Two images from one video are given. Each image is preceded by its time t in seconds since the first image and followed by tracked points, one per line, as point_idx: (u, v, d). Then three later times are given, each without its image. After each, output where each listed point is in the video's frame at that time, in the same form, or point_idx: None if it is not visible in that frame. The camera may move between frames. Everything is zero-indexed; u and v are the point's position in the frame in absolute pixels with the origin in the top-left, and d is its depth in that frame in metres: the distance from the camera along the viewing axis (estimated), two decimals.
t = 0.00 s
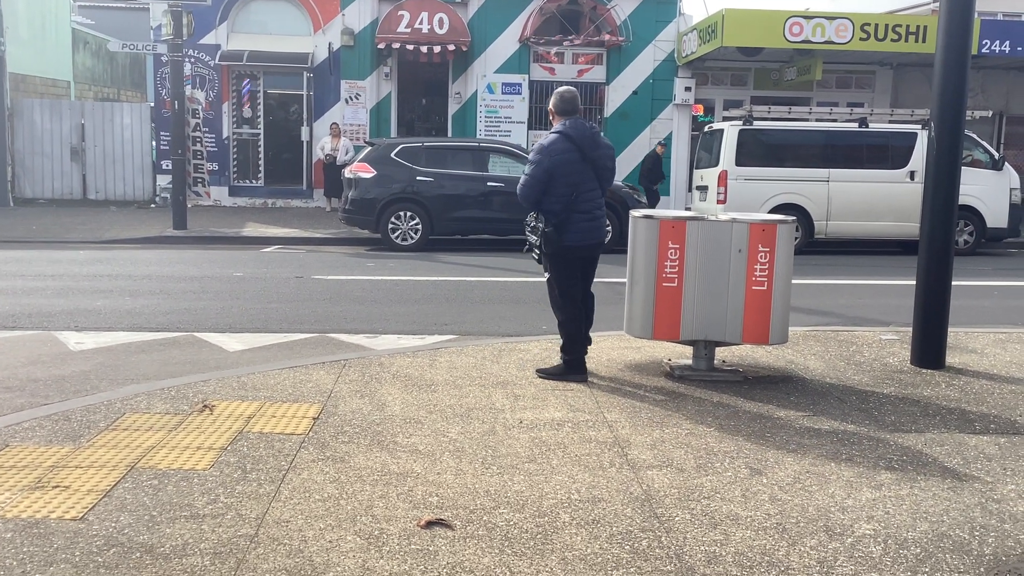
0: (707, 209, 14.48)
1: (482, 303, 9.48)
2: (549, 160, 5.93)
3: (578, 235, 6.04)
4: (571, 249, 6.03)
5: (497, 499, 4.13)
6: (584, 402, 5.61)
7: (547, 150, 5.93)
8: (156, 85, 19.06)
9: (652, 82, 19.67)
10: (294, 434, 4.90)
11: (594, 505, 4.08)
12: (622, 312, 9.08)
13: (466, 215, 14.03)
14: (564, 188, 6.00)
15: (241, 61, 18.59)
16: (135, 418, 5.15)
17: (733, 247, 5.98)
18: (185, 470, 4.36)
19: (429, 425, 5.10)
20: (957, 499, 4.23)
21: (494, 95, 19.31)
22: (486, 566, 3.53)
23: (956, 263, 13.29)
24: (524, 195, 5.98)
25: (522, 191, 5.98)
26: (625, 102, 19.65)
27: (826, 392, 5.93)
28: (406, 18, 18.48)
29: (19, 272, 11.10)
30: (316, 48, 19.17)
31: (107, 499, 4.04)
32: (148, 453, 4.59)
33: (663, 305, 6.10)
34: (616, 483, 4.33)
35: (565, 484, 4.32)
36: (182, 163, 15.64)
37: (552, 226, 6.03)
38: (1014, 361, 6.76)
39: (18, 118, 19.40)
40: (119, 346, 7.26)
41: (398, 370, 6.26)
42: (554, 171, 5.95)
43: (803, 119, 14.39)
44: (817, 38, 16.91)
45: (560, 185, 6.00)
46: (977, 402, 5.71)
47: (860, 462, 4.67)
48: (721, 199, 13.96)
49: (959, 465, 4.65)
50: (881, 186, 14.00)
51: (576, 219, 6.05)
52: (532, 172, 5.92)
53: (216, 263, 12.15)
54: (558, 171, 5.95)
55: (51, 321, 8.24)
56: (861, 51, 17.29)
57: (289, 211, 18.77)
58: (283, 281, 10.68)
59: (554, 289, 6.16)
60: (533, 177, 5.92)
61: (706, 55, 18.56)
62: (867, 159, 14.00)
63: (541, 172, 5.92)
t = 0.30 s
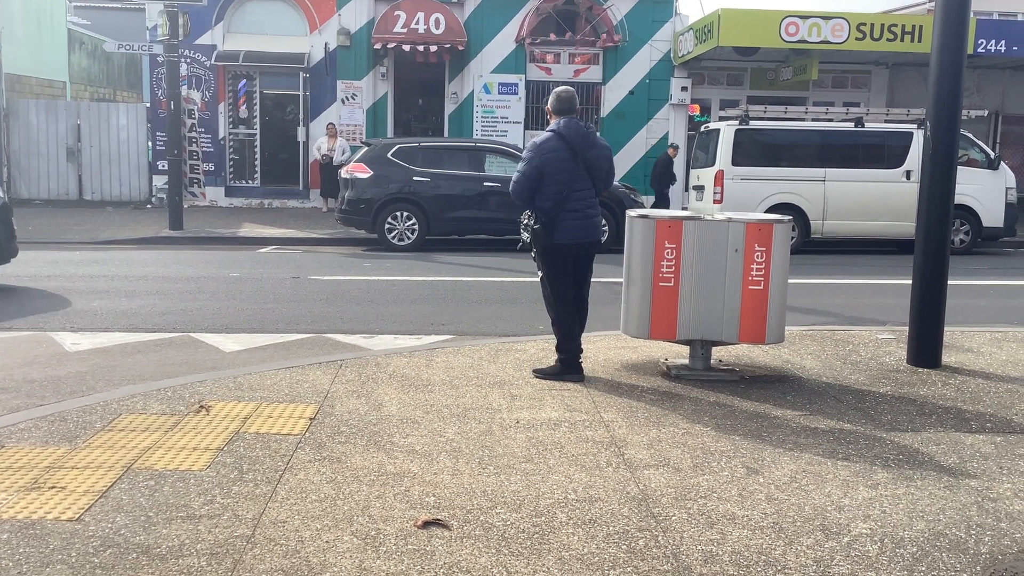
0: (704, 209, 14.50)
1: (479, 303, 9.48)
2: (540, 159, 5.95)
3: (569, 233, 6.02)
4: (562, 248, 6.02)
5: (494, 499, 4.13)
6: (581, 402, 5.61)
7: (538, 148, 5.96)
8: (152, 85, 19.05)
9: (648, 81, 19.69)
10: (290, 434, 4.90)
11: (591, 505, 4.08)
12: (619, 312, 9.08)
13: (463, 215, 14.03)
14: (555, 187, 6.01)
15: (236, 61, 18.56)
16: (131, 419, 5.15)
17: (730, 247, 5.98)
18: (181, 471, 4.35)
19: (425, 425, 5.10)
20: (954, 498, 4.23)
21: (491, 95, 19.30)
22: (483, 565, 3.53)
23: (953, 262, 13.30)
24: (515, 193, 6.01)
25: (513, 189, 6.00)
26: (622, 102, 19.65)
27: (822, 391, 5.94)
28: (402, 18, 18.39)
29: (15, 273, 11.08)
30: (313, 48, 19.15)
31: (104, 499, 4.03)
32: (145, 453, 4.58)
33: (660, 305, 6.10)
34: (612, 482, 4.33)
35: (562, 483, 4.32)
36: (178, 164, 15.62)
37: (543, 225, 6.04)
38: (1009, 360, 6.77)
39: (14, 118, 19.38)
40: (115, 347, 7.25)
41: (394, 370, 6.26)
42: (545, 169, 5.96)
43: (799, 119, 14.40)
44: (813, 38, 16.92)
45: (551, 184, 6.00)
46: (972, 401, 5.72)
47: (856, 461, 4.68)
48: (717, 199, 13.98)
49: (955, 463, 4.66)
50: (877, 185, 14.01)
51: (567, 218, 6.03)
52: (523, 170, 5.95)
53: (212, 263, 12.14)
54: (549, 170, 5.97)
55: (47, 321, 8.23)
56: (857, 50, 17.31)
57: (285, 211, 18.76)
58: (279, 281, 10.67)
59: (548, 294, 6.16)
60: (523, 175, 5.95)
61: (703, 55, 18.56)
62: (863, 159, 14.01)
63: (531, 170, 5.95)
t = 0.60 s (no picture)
0: (701, 209, 14.51)
1: (476, 303, 9.49)
2: (538, 156, 5.97)
3: (563, 231, 6.02)
4: (556, 246, 6.02)
5: (492, 499, 4.13)
6: (578, 402, 5.61)
7: (537, 146, 5.98)
8: (149, 86, 19.04)
9: (645, 82, 19.70)
10: (287, 435, 4.89)
11: (588, 505, 4.08)
12: (616, 312, 9.08)
13: (460, 215, 14.03)
14: (551, 184, 6.01)
15: (234, 61, 18.55)
16: (128, 420, 5.14)
17: (726, 247, 5.99)
18: (178, 472, 4.35)
19: (423, 425, 5.11)
20: (950, 497, 4.24)
21: (488, 95, 19.31)
22: (480, 566, 3.53)
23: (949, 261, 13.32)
24: (512, 189, 6.02)
25: (510, 186, 6.01)
26: (619, 102, 19.67)
27: (819, 391, 5.95)
28: (399, 19, 18.38)
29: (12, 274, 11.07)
30: (310, 49, 19.15)
31: (101, 500, 4.03)
32: (142, 454, 4.58)
33: (657, 305, 6.11)
34: (610, 482, 4.33)
35: (559, 483, 4.32)
36: (175, 164, 15.61)
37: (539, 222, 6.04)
38: (1006, 359, 6.78)
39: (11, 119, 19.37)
40: (113, 348, 7.25)
41: (391, 370, 6.26)
42: (543, 167, 5.98)
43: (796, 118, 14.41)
44: (810, 38, 16.93)
45: (548, 182, 6.01)
46: (969, 400, 5.73)
47: (853, 460, 4.68)
48: (715, 199, 13.99)
49: (952, 462, 4.67)
50: (874, 185, 14.03)
51: (562, 216, 6.03)
52: (521, 166, 5.97)
53: (209, 263, 12.14)
54: (547, 167, 5.98)
55: (44, 322, 8.23)
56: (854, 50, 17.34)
57: (283, 212, 18.75)
58: (276, 281, 10.66)
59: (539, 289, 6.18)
60: (520, 170, 5.96)
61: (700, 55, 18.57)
62: (860, 158, 14.03)
63: (529, 166, 5.96)
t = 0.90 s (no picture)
0: (699, 209, 14.52)
1: (475, 303, 9.49)
2: (533, 157, 6.00)
3: (557, 231, 6.02)
4: (547, 243, 6.03)
5: (490, 499, 4.14)
6: (577, 401, 5.62)
7: (533, 145, 6.02)
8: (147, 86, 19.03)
9: (643, 82, 19.71)
10: (285, 435, 4.89)
11: (586, 504, 4.09)
12: (614, 312, 9.08)
13: (458, 215, 14.04)
14: (546, 184, 6.04)
15: (232, 61, 18.55)
16: (126, 420, 5.14)
17: (724, 246, 5.99)
18: (176, 473, 4.35)
19: (421, 425, 5.11)
20: (948, 497, 4.25)
21: (486, 95, 19.32)
22: (478, 565, 3.54)
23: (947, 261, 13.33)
24: (508, 188, 6.07)
25: (506, 184, 6.06)
26: (617, 102, 19.68)
27: (817, 391, 5.95)
28: (397, 19, 18.42)
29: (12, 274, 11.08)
30: (308, 49, 19.15)
31: (99, 501, 4.03)
32: (140, 454, 4.58)
33: (654, 305, 6.11)
34: (608, 482, 4.34)
35: (557, 483, 4.32)
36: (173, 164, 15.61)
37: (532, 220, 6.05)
38: (1004, 359, 6.79)
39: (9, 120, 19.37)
40: (111, 348, 7.25)
41: (390, 370, 6.26)
42: (538, 165, 6.01)
43: (795, 118, 14.41)
44: (808, 38, 16.94)
45: (543, 181, 6.03)
46: (967, 399, 5.73)
47: (851, 460, 4.69)
48: (713, 199, 14.00)
49: (949, 462, 4.68)
50: (872, 185, 14.04)
51: (555, 216, 6.03)
52: (517, 165, 6.01)
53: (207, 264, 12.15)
54: (542, 166, 6.01)
55: (42, 322, 8.24)
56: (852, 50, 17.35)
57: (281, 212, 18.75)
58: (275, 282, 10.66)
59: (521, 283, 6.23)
60: (516, 170, 6.01)
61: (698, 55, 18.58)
62: (858, 158, 14.05)
63: (524, 166, 6.00)
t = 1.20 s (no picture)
0: (699, 208, 14.52)
1: (475, 303, 9.48)
2: (516, 158, 6.16)
3: (540, 229, 6.10)
4: (530, 240, 6.11)
5: (489, 499, 4.14)
6: (576, 401, 5.62)
7: (517, 145, 6.17)
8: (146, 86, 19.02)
9: (642, 81, 19.71)
10: (284, 434, 4.89)
11: (585, 504, 4.09)
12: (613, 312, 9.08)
13: (457, 215, 14.04)
14: (530, 183, 6.15)
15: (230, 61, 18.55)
16: (124, 420, 5.14)
17: (724, 246, 5.99)
18: (175, 472, 4.35)
19: (420, 425, 5.10)
20: (947, 496, 4.25)
21: (485, 95, 19.32)
22: (478, 565, 3.54)
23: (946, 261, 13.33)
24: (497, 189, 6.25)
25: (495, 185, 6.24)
26: (616, 102, 19.68)
27: (816, 390, 5.95)
28: (397, 18, 18.43)
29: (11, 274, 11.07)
30: (307, 48, 19.13)
31: (98, 500, 4.03)
32: (139, 455, 4.58)
33: (654, 305, 6.11)
34: (607, 482, 4.34)
35: (556, 483, 4.32)
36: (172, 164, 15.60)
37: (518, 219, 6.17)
38: (1003, 358, 6.79)
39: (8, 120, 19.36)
40: (110, 348, 7.25)
41: (389, 370, 6.27)
42: (520, 166, 6.15)
43: (794, 118, 14.46)
44: (807, 37, 16.95)
45: (527, 180, 6.15)
46: (966, 399, 5.74)
47: (849, 459, 4.69)
48: (712, 198, 14.00)
49: (947, 461, 4.68)
50: (872, 184, 14.03)
51: (538, 215, 6.12)
52: (502, 167, 6.18)
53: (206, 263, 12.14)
54: (524, 166, 6.14)
55: (41, 322, 8.24)
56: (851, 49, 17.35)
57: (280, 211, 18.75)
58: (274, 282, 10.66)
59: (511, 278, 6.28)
60: (501, 171, 6.18)
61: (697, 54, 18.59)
62: (857, 158, 14.05)
63: (507, 167, 6.17)
